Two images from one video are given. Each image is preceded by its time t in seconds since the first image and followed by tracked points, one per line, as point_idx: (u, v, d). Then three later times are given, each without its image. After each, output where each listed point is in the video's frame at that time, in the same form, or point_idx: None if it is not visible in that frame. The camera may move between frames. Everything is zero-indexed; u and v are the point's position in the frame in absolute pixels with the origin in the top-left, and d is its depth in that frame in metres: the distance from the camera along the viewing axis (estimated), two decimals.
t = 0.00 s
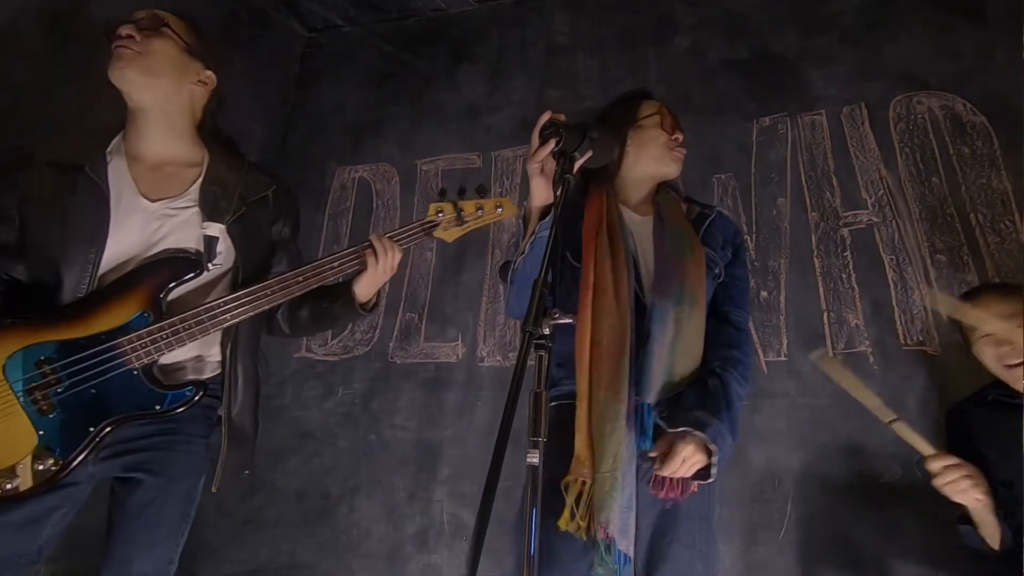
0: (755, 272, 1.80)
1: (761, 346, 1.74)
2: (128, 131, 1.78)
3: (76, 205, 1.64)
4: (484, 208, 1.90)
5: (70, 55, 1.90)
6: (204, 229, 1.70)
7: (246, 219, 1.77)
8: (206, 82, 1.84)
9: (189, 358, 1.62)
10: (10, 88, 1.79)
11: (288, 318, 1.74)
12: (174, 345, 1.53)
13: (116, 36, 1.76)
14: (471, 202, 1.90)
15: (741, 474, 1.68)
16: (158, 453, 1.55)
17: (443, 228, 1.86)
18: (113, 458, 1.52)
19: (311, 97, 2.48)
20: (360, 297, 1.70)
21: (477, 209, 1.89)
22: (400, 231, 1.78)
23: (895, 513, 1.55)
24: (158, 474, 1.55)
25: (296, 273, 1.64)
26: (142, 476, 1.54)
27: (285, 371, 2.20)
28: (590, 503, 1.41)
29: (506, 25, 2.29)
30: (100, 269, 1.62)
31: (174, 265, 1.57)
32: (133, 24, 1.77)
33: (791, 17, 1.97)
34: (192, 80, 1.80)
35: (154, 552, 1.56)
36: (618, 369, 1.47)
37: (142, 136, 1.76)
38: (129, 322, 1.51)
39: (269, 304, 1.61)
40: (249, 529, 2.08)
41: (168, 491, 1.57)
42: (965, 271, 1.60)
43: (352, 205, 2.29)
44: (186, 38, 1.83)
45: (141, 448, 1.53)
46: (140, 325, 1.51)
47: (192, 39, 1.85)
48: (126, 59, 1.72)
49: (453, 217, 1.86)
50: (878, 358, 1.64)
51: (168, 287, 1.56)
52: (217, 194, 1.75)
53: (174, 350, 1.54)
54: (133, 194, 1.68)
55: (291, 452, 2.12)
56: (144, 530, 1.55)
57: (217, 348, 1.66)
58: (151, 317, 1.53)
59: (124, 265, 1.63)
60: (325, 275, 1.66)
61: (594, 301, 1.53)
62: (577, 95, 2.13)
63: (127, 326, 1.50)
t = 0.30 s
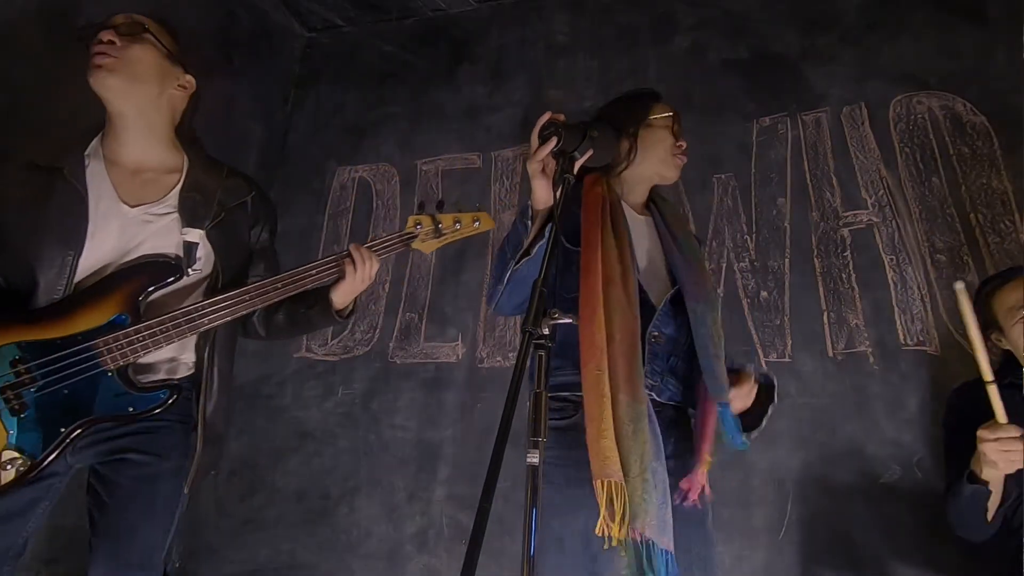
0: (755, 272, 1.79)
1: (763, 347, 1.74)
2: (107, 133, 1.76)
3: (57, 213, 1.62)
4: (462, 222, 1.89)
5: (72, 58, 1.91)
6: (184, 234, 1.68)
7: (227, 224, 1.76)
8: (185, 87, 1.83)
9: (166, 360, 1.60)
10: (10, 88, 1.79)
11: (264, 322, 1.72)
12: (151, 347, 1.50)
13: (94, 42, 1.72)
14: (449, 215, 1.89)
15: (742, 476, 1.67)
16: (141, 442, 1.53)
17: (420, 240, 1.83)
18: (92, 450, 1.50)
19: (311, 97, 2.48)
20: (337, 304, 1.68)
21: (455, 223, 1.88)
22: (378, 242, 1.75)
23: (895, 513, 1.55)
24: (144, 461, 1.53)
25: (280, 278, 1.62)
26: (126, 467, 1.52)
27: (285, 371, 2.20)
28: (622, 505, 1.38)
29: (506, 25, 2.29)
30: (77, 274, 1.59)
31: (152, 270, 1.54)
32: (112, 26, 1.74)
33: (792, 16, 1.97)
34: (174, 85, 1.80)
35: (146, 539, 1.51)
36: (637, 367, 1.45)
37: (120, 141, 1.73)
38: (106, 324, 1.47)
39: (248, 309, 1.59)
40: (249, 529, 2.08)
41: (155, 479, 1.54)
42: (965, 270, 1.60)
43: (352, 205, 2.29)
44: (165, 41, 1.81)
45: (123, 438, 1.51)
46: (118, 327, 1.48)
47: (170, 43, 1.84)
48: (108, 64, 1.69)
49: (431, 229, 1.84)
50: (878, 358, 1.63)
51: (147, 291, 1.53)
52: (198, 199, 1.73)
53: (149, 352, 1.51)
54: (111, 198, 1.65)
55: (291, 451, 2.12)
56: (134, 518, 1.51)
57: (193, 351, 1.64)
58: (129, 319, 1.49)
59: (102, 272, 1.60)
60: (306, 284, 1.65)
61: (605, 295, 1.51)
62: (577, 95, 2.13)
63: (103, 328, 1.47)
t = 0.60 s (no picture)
0: (755, 272, 1.80)
1: (762, 347, 1.74)
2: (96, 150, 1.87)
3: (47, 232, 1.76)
4: (459, 234, 1.89)
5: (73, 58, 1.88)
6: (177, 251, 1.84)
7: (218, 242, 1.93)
8: (174, 102, 2.00)
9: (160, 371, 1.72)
10: (9, 87, 1.75)
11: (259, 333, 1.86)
12: (135, 358, 1.63)
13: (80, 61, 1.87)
14: (445, 227, 1.90)
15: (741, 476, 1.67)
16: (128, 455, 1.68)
17: (415, 253, 1.86)
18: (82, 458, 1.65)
19: (311, 96, 2.48)
20: (322, 319, 1.76)
21: (452, 236, 1.89)
22: (367, 256, 1.77)
23: (895, 513, 1.55)
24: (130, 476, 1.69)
25: (260, 295, 1.70)
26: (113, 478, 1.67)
27: (285, 371, 2.20)
28: (574, 502, 1.70)
29: (506, 25, 2.29)
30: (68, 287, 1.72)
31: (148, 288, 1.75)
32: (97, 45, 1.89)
33: (792, 16, 1.97)
34: (161, 101, 1.95)
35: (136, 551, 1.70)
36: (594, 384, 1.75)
37: (111, 156, 1.86)
38: (98, 336, 1.63)
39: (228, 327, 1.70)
40: (249, 529, 2.08)
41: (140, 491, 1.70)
42: (965, 271, 1.60)
43: (352, 205, 2.29)
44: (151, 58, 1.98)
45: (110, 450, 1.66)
46: (106, 339, 1.63)
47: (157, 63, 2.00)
48: (92, 85, 1.84)
49: (425, 243, 1.86)
50: (878, 358, 1.63)
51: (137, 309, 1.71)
52: (189, 214, 1.91)
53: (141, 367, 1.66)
54: (101, 216, 1.81)
55: (291, 452, 2.12)
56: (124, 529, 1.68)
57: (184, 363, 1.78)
58: (117, 332, 1.65)
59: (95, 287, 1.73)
60: (287, 299, 1.71)
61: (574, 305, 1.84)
62: (577, 95, 2.13)
63: (94, 340, 1.63)
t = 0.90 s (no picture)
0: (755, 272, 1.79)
1: (762, 347, 1.74)
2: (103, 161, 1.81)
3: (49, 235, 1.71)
4: (455, 250, 1.75)
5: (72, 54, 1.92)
6: (169, 259, 1.70)
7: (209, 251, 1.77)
8: (186, 126, 1.85)
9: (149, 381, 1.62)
10: (10, 89, 1.81)
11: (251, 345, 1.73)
12: (126, 365, 1.54)
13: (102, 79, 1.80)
14: (443, 243, 1.77)
15: (741, 475, 1.68)
16: (118, 451, 1.55)
17: (408, 269, 1.75)
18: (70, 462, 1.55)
19: (311, 97, 2.48)
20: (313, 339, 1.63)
21: (449, 252, 1.76)
22: (360, 271, 1.66)
23: (895, 512, 1.55)
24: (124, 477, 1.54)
25: (252, 309, 1.62)
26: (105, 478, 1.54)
27: (286, 371, 2.20)
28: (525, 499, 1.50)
29: (506, 25, 2.30)
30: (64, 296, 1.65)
31: (141, 293, 1.62)
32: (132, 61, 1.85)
33: (792, 16, 1.97)
34: (171, 122, 1.81)
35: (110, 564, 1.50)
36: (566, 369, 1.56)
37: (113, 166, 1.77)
38: (88, 342, 1.55)
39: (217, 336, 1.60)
40: (249, 529, 2.08)
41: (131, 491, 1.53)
42: (965, 271, 1.60)
43: (352, 205, 2.29)
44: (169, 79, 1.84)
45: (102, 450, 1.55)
46: (99, 345, 1.55)
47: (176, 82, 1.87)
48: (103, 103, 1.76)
49: (421, 258, 1.75)
50: (878, 358, 1.63)
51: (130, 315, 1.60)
52: (182, 222, 1.76)
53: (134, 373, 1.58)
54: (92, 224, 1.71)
55: (291, 451, 2.12)
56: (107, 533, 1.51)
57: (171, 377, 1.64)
58: (109, 338, 1.56)
59: (86, 295, 1.64)
60: (280, 309, 1.63)
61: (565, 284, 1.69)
62: (577, 95, 2.13)
63: (87, 346, 1.54)
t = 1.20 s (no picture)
0: (755, 272, 1.80)
1: (761, 346, 1.74)
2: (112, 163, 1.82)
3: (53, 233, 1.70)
4: (454, 251, 1.62)
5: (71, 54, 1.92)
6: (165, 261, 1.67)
7: (206, 257, 1.72)
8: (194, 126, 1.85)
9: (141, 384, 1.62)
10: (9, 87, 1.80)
11: (247, 353, 1.69)
12: (117, 368, 1.53)
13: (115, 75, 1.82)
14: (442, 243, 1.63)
15: (741, 474, 1.68)
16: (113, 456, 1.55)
17: (403, 270, 1.62)
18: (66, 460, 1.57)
19: (311, 97, 2.48)
20: (308, 348, 1.59)
21: (447, 253, 1.62)
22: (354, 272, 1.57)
23: (895, 512, 1.55)
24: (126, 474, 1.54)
25: (239, 310, 1.57)
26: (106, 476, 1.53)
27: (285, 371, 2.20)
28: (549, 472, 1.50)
29: (506, 25, 2.30)
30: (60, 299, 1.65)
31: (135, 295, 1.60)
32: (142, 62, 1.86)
33: (792, 16, 1.97)
34: (179, 123, 1.82)
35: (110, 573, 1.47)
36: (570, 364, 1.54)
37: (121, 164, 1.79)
38: (85, 344, 1.54)
39: (208, 339, 1.56)
40: (249, 529, 2.08)
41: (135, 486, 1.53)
42: (965, 270, 1.61)
43: (352, 205, 2.29)
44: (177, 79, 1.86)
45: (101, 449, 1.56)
46: (93, 348, 1.54)
47: (181, 78, 1.87)
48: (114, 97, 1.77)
49: (417, 259, 1.61)
50: (878, 358, 1.64)
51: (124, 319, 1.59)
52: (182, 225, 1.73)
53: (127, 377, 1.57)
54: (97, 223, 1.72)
55: (291, 452, 2.12)
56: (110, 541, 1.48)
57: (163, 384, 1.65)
58: (104, 340, 1.56)
59: (85, 294, 1.64)
60: (271, 312, 1.57)
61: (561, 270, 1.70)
62: (577, 95, 2.13)
63: (81, 348, 1.54)
